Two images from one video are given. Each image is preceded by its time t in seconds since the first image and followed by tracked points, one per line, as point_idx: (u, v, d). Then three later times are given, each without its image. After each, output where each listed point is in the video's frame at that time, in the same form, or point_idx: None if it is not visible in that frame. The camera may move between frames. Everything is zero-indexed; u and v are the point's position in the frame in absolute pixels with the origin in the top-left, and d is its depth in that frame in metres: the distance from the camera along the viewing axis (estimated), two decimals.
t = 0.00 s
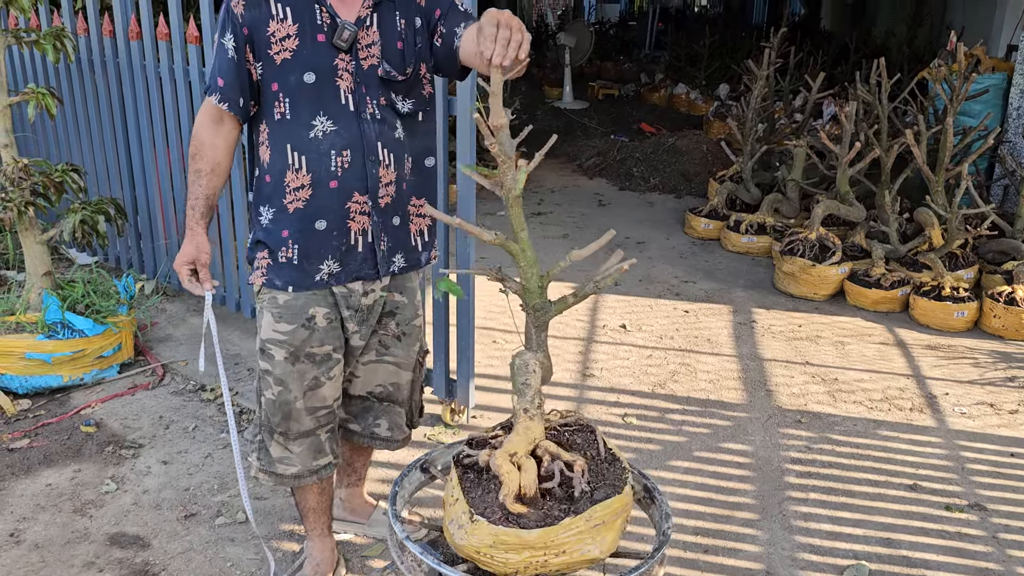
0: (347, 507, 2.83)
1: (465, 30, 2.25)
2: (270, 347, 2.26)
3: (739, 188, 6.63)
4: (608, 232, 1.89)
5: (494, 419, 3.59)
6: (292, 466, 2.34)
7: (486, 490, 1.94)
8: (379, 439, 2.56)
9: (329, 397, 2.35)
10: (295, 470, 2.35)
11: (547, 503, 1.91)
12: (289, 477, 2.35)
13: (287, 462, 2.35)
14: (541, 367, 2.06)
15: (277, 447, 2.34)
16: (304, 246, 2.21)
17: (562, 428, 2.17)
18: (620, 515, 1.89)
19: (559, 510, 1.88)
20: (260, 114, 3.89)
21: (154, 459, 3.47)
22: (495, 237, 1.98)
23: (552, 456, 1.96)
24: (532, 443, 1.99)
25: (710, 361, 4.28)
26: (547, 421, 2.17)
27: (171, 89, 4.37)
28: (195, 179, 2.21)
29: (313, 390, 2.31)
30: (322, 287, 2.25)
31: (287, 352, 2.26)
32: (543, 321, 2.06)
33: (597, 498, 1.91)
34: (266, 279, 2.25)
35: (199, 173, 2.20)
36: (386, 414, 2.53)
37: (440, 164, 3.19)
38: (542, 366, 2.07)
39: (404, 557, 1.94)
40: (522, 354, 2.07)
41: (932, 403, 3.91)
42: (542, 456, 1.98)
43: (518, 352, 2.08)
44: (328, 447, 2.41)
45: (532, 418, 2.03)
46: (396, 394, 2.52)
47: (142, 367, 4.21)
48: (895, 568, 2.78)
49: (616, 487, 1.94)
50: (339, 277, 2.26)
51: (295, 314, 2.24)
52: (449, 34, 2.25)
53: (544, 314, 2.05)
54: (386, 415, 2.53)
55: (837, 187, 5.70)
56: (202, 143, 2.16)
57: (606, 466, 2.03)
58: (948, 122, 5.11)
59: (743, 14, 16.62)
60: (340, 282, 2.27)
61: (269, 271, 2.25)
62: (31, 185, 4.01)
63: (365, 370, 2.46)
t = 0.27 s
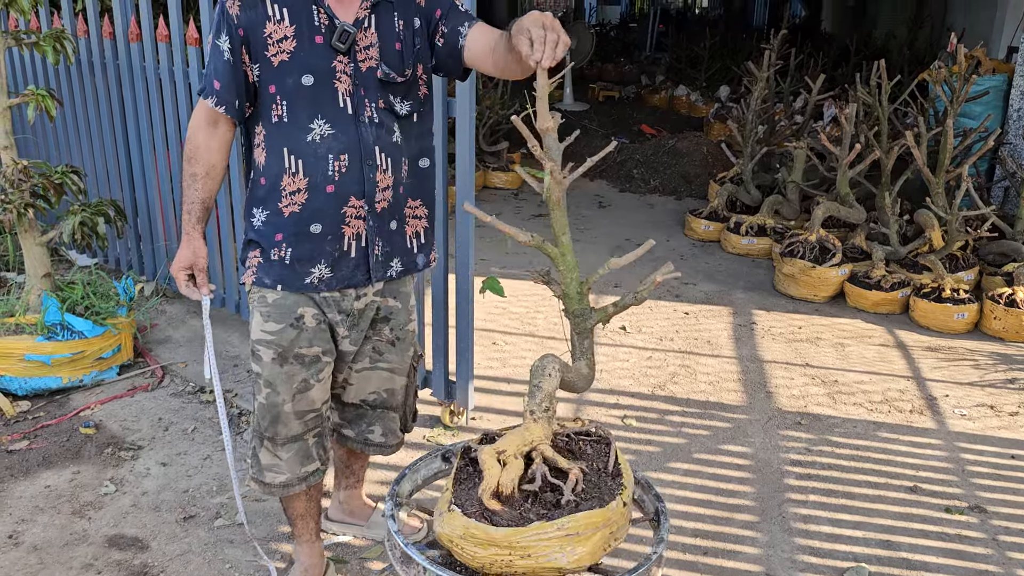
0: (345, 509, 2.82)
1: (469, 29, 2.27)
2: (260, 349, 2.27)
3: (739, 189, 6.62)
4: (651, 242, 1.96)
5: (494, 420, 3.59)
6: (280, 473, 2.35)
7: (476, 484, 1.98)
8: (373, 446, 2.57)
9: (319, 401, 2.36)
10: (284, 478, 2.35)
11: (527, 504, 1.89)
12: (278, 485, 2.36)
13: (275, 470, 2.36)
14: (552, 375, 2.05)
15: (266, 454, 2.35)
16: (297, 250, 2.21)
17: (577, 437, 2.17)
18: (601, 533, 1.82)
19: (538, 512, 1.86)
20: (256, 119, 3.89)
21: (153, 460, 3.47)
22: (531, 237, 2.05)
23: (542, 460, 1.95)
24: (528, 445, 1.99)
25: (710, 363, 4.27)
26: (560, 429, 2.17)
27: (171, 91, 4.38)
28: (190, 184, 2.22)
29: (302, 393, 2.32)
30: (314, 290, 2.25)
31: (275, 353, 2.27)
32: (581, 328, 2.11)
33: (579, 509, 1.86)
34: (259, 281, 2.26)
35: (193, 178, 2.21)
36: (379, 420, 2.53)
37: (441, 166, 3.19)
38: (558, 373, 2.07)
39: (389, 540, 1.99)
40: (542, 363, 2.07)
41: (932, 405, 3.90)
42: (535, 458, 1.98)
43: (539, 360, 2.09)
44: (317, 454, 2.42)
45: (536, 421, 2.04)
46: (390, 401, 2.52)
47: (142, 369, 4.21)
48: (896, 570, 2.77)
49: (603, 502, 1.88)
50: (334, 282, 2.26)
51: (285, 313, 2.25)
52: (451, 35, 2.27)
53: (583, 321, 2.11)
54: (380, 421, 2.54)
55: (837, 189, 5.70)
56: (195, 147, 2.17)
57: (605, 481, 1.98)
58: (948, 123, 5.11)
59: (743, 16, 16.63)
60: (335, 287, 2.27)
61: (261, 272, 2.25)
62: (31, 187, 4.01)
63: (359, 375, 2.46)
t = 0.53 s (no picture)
0: (344, 512, 2.84)
1: (459, 21, 2.29)
2: (262, 370, 2.23)
3: (740, 191, 6.62)
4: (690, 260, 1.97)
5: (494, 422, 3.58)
6: (282, 486, 2.36)
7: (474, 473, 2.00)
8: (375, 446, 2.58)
9: (321, 417, 2.36)
10: (286, 491, 2.36)
11: (507, 502, 1.88)
12: (279, 497, 2.37)
13: (277, 482, 2.36)
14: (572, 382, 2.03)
15: (267, 467, 2.35)
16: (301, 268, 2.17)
17: (591, 449, 2.10)
18: (571, 546, 1.77)
19: (516, 512, 1.85)
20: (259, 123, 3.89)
21: (153, 462, 3.47)
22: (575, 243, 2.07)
23: (531, 462, 1.93)
24: (524, 445, 1.97)
25: (710, 364, 4.28)
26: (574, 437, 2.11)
27: (171, 93, 4.38)
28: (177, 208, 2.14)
29: (304, 413, 2.31)
30: (318, 308, 2.22)
31: (279, 377, 2.24)
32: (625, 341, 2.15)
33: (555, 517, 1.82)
34: (258, 303, 2.20)
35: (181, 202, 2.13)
36: (382, 423, 2.55)
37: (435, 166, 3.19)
38: (581, 381, 2.05)
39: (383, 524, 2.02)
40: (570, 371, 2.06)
41: (932, 407, 3.90)
42: (528, 459, 1.96)
43: (565, 366, 2.08)
44: (318, 466, 2.43)
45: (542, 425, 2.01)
46: (392, 404, 2.53)
47: (142, 370, 4.21)
48: (895, 572, 2.77)
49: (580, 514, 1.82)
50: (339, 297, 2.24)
51: (288, 339, 2.22)
52: (441, 29, 2.29)
53: (627, 333, 2.15)
54: (382, 424, 2.55)
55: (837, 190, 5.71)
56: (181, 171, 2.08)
57: (595, 496, 1.91)
58: (948, 125, 5.10)
59: (743, 18, 16.64)
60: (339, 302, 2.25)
61: (261, 296, 2.20)
62: (30, 189, 4.01)
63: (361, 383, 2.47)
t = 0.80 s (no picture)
0: (343, 512, 2.82)
1: (445, 11, 2.20)
2: (241, 386, 2.19)
3: (739, 191, 6.64)
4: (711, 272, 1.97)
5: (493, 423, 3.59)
6: (265, 500, 2.31)
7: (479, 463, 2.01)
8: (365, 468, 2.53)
9: (305, 428, 2.32)
10: (269, 505, 2.32)
11: (490, 496, 1.87)
12: (261, 511, 2.31)
13: (260, 497, 2.31)
14: (582, 389, 1.99)
15: (249, 483, 2.30)
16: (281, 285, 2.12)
17: (598, 458, 2.00)
18: (540, 548, 1.73)
19: (496, 507, 1.84)
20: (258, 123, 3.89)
21: (152, 462, 3.47)
22: (608, 249, 2.03)
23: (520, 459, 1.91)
24: (521, 444, 1.96)
25: (709, 364, 4.28)
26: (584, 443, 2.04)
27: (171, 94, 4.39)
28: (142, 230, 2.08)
29: (288, 423, 2.28)
30: (299, 326, 2.18)
31: (261, 391, 2.20)
32: (655, 354, 2.06)
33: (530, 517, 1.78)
34: (237, 320, 2.16)
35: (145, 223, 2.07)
36: (371, 447, 2.49)
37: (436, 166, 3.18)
38: (594, 388, 2.00)
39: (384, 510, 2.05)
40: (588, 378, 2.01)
41: (931, 407, 3.91)
42: (522, 457, 1.94)
43: (583, 372, 2.04)
44: (303, 477, 2.39)
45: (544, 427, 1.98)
46: (380, 429, 2.47)
47: (142, 371, 4.22)
48: (892, 572, 2.78)
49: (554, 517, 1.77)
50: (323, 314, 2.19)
51: (269, 351, 2.18)
52: (426, 21, 2.19)
53: (657, 345, 2.06)
54: (371, 448, 2.49)
55: (836, 191, 5.72)
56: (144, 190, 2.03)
57: (579, 503, 1.84)
58: (947, 125, 5.11)
59: (742, 18, 16.66)
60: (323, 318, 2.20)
61: (238, 309, 2.15)
62: (30, 189, 4.02)
63: (347, 405, 2.40)
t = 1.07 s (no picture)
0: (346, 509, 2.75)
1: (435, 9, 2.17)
2: (217, 397, 2.15)
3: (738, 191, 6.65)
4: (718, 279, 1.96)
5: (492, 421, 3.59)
6: (249, 506, 2.28)
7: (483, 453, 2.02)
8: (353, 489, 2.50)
9: (285, 433, 2.29)
10: (253, 510, 2.28)
11: (480, 488, 1.86)
12: (245, 518, 2.27)
13: (244, 504, 2.27)
14: (588, 391, 1.99)
15: (231, 491, 2.25)
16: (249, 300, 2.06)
17: (599, 462, 1.99)
18: (516, 543, 1.70)
19: (483, 499, 1.83)
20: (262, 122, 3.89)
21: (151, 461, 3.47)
22: (631, 252, 2.02)
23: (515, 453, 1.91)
24: (519, 440, 1.95)
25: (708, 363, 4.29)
26: (591, 447, 2.02)
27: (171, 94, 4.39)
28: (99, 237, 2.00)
29: (268, 431, 2.25)
30: (266, 344, 2.12)
31: (238, 401, 2.16)
32: (673, 363, 2.08)
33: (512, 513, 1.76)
34: (205, 333, 2.10)
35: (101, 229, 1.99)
36: (357, 466, 2.44)
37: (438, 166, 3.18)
38: (602, 393, 2.00)
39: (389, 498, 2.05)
40: (603, 381, 2.02)
41: (929, 406, 3.91)
42: (518, 452, 1.93)
43: (594, 375, 2.05)
44: (287, 482, 2.35)
45: (545, 426, 1.97)
46: (365, 445, 2.42)
47: (142, 369, 4.22)
48: (890, 570, 2.78)
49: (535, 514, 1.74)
50: (293, 333, 2.13)
51: (243, 362, 2.13)
52: (415, 20, 2.16)
53: (674, 354, 2.07)
54: (357, 467, 2.44)
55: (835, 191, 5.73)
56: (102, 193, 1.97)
57: (564, 505, 1.80)
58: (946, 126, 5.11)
59: (742, 19, 16.68)
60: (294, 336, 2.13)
61: (206, 322, 2.09)
62: (30, 189, 4.02)
63: (332, 419, 2.36)
